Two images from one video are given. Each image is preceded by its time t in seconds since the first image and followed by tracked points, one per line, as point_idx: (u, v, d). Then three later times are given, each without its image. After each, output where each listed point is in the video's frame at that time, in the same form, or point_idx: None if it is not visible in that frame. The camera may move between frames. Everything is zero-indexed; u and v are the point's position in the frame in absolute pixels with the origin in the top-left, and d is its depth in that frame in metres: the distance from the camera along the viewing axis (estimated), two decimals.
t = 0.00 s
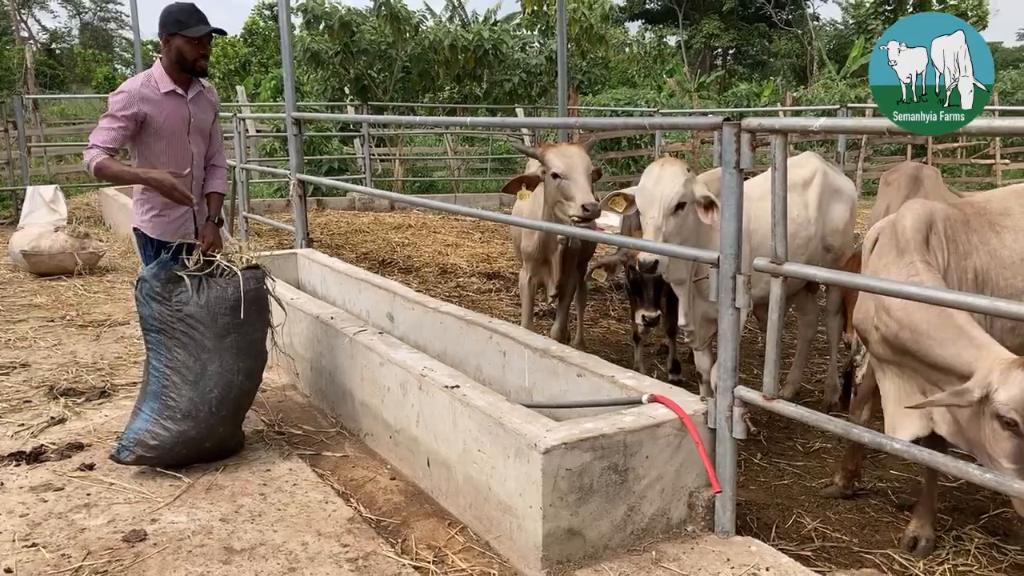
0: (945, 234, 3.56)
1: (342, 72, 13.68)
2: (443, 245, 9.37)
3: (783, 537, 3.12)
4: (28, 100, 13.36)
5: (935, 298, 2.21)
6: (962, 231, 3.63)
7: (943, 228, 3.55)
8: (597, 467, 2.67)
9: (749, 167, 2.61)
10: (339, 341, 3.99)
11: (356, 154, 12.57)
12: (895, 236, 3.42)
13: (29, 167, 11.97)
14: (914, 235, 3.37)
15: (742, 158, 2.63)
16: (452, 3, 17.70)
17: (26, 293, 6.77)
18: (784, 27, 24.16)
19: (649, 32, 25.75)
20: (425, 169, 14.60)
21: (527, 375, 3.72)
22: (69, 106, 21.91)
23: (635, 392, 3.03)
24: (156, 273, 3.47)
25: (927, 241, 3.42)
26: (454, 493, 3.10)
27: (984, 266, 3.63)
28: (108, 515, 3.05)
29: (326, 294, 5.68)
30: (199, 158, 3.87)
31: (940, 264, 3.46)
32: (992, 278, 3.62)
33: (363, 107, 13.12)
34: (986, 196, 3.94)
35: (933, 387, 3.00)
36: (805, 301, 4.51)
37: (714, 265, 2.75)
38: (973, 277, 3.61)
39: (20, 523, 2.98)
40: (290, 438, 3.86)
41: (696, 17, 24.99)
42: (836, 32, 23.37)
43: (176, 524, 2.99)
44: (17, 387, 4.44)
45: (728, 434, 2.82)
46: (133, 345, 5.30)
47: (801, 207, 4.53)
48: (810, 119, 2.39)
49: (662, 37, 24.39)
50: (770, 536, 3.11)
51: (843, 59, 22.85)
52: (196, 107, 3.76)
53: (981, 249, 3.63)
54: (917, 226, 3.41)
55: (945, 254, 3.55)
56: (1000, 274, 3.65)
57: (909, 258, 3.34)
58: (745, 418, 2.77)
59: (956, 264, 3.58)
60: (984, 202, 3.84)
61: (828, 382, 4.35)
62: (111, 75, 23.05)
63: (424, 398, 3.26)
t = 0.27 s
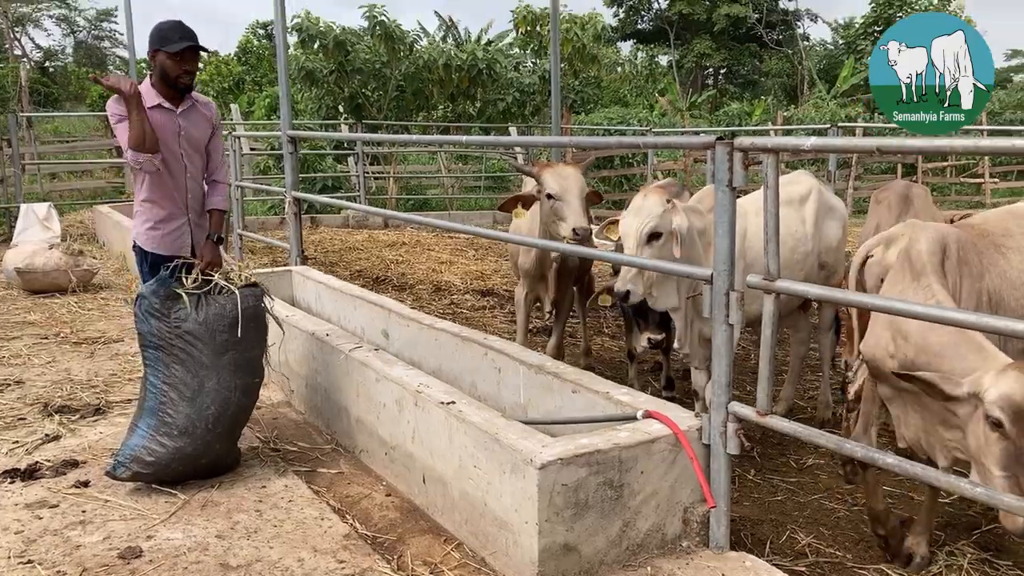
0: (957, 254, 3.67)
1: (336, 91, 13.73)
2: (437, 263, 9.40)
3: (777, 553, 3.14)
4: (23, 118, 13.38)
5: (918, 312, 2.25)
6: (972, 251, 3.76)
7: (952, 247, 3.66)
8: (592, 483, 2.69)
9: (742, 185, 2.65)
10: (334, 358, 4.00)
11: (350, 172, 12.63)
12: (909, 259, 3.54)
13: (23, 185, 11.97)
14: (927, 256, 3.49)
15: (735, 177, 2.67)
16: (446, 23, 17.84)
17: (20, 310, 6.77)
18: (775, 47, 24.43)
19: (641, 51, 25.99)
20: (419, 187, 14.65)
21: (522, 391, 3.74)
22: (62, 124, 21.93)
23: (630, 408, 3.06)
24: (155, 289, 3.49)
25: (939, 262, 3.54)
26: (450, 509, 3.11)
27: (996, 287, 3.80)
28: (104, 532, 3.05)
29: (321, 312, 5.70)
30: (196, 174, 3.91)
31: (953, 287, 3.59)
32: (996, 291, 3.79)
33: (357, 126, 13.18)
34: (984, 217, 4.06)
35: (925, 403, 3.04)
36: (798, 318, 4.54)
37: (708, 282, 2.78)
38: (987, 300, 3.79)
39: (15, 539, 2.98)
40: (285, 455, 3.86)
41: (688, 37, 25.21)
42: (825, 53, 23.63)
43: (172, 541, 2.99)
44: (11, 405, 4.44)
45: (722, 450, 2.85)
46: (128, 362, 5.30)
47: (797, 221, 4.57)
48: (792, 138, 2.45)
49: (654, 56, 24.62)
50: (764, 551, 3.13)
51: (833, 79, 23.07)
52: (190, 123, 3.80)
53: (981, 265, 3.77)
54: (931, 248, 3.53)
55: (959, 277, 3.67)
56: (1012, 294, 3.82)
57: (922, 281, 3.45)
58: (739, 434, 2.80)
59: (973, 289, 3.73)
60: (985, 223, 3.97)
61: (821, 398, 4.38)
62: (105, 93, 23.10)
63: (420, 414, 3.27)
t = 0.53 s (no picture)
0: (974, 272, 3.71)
1: (332, 101, 13.78)
2: (432, 272, 9.42)
3: (771, 559, 3.16)
4: (17, 128, 13.38)
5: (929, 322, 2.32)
6: (989, 268, 3.79)
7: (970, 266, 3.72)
8: (588, 489, 2.70)
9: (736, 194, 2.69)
10: (331, 366, 4.02)
11: (346, 182, 12.66)
12: (926, 277, 3.61)
13: (17, 194, 11.97)
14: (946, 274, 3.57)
15: (729, 185, 2.71)
16: (441, 34, 17.94)
17: (15, 319, 6.77)
18: (768, 58, 24.59)
19: (636, 62, 26.12)
20: (415, 197, 14.70)
21: (518, 399, 3.76)
22: (57, 134, 21.92)
23: (625, 415, 3.08)
24: (155, 298, 3.50)
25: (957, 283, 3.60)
26: (446, 516, 3.13)
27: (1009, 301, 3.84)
28: (101, 539, 3.06)
29: (317, 320, 5.71)
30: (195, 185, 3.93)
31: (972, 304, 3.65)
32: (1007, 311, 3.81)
33: (352, 135, 13.23)
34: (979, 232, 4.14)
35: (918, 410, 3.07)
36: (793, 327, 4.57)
37: (702, 290, 2.81)
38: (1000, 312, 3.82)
39: (12, 547, 2.98)
40: (282, 463, 3.87)
41: (682, 48, 25.38)
42: (818, 64, 23.80)
43: (169, 548, 3.00)
44: (7, 413, 4.44)
45: (717, 455, 2.87)
46: (123, 371, 5.31)
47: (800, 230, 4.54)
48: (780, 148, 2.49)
49: (648, 67, 24.75)
50: (758, 557, 3.14)
51: (826, 90, 23.24)
52: (191, 134, 3.82)
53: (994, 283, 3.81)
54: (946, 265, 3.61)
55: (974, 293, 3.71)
56: None
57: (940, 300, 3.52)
58: (733, 440, 2.83)
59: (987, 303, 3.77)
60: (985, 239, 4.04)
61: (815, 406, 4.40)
62: (100, 102, 23.10)
63: (417, 421, 3.29)
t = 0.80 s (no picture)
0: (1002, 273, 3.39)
1: (326, 105, 13.81)
2: (425, 275, 9.45)
3: (760, 555, 3.20)
4: (11, 131, 13.37)
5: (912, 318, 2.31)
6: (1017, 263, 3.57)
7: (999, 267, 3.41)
8: (578, 485, 2.74)
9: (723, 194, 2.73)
10: (324, 366, 4.04)
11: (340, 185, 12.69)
12: (951, 279, 3.30)
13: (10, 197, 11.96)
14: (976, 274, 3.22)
15: (717, 186, 2.75)
16: (435, 38, 18.00)
17: (8, 321, 6.77)
18: (761, 63, 24.72)
19: (629, 67, 26.22)
20: (409, 201, 14.75)
21: (510, 398, 3.80)
22: (50, 137, 21.89)
23: (616, 412, 3.12)
24: (151, 298, 3.52)
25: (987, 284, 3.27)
26: (438, 513, 3.15)
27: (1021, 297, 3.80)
28: (95, 537, 3.08)
29: (311, 322, 5.73)
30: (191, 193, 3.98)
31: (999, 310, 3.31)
32: None
33: (346, 139, 13.27)
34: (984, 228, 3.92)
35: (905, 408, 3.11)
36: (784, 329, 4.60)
37: (691, 289, 2.85)
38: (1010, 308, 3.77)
39: (6, 544, 3.00)
40: (275, 462, 3.90)
41: (675, 53, 25.50)
42: (810, 69, 23.94)
43: (163, 545, 3.02)
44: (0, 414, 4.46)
45: (706, 453, 2.90)
46: (117, 372, 5.33)
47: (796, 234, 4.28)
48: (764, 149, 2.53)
49: (641, 72, 24.86)
50: (747, 554, 3.18)
51: (819, 95, 23.39)
52: (196, 148, 3.86)
53: None
54: (977, 266, 3.26)
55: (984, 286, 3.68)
56: None
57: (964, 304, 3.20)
58: (722, 437, 2.86)
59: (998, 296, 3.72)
60: (994, 235, 3.79)
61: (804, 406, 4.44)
62: (93, 106, 23.08)
63: (409, 420, 3.32)
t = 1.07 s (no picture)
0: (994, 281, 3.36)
1: (317, 106, 13.83)
2: (416, 275, 9.48)
3: (745, 550, 3.23)
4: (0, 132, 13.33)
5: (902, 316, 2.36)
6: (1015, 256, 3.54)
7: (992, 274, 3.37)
8: (565, 480, 2.77)
9: (708, 193, 2.76)
10: (314, 364, 4.06)
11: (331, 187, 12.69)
12: (951, 281, 3.33)
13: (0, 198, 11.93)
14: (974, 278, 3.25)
15: (702, 184, 2.78)
16: (426, 40, 18.03)
17: None
18: (752, 65, 24.81)
19: (621, 69, 26.29)
20: (400, 202, 14.79)
21: (499, 396, 3.82)
22: (40, 138, 21.81)
23: (603, 409, 3.15)
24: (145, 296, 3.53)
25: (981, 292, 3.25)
26: (427, 510, 3.18)
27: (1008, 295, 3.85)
28: (85, 533, 3.09)
29: (301, 321, 5.75)
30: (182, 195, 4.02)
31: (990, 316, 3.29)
32: None
33: (338, 141, 13.30)
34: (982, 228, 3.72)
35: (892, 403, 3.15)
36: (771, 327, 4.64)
37: (676, 286, 2.89)
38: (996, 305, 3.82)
39: None
40: (265, 460, 3.92)
41: (667, 55, 25.57)
42: (800, 72, 24.05)
43: (153, 541, 3.04)
44: None
45: (690, 448, 2.94)
46: (107, 371, 5.33)
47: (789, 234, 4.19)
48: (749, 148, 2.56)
49: (633, 75, 24.94)
50: (732, 548, 3.22)
51: (809, 97, 23.51)
52: (193, 154, 3.90)
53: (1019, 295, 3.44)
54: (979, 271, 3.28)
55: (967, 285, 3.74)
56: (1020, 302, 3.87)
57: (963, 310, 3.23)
58: (706, 432, 2.90)
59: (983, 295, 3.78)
60: (990, 236, 3.61)
61: (790, 404, 4.49)
62: (83, 107, 23.01)
63: (398, 417, 3.35)
